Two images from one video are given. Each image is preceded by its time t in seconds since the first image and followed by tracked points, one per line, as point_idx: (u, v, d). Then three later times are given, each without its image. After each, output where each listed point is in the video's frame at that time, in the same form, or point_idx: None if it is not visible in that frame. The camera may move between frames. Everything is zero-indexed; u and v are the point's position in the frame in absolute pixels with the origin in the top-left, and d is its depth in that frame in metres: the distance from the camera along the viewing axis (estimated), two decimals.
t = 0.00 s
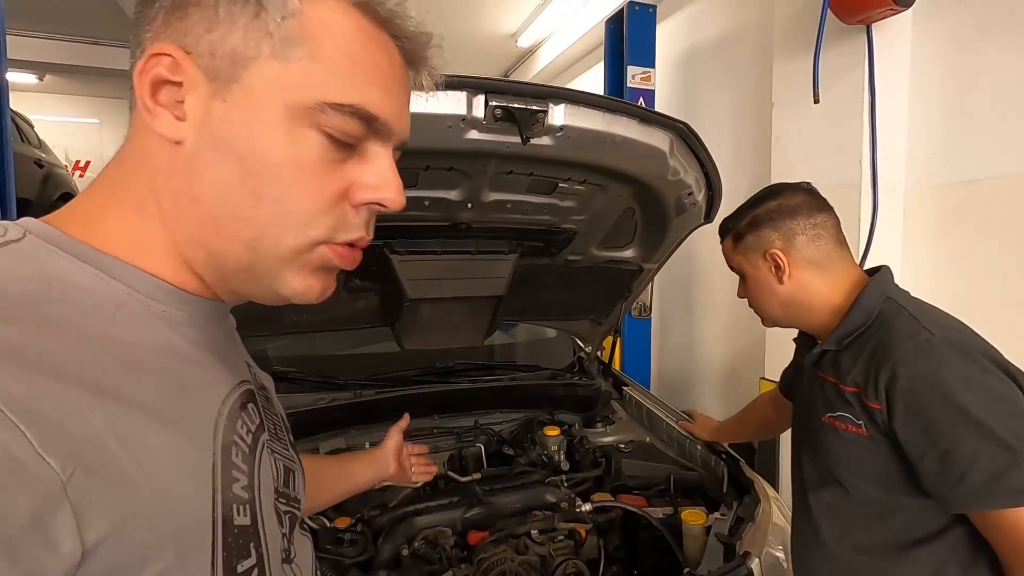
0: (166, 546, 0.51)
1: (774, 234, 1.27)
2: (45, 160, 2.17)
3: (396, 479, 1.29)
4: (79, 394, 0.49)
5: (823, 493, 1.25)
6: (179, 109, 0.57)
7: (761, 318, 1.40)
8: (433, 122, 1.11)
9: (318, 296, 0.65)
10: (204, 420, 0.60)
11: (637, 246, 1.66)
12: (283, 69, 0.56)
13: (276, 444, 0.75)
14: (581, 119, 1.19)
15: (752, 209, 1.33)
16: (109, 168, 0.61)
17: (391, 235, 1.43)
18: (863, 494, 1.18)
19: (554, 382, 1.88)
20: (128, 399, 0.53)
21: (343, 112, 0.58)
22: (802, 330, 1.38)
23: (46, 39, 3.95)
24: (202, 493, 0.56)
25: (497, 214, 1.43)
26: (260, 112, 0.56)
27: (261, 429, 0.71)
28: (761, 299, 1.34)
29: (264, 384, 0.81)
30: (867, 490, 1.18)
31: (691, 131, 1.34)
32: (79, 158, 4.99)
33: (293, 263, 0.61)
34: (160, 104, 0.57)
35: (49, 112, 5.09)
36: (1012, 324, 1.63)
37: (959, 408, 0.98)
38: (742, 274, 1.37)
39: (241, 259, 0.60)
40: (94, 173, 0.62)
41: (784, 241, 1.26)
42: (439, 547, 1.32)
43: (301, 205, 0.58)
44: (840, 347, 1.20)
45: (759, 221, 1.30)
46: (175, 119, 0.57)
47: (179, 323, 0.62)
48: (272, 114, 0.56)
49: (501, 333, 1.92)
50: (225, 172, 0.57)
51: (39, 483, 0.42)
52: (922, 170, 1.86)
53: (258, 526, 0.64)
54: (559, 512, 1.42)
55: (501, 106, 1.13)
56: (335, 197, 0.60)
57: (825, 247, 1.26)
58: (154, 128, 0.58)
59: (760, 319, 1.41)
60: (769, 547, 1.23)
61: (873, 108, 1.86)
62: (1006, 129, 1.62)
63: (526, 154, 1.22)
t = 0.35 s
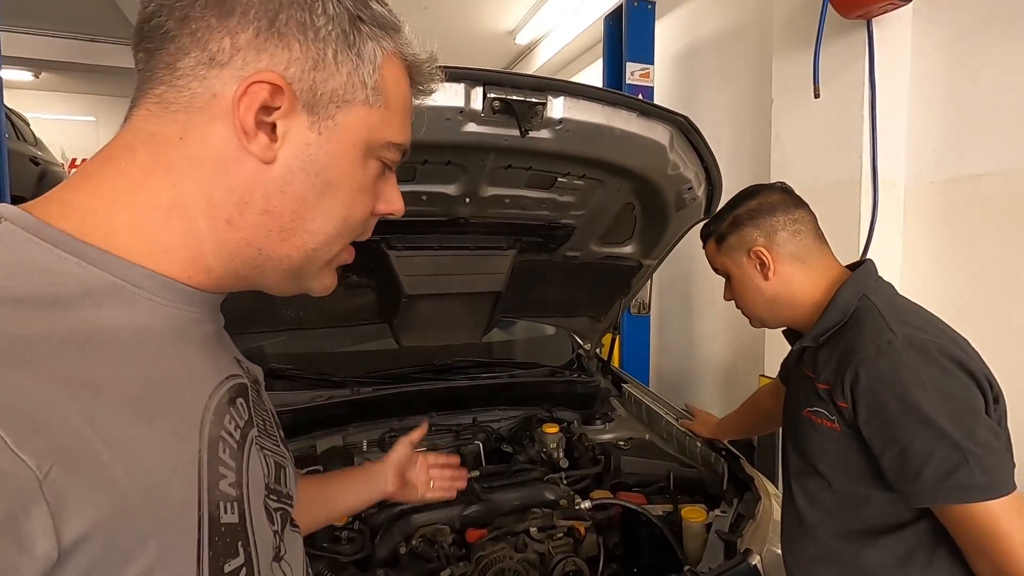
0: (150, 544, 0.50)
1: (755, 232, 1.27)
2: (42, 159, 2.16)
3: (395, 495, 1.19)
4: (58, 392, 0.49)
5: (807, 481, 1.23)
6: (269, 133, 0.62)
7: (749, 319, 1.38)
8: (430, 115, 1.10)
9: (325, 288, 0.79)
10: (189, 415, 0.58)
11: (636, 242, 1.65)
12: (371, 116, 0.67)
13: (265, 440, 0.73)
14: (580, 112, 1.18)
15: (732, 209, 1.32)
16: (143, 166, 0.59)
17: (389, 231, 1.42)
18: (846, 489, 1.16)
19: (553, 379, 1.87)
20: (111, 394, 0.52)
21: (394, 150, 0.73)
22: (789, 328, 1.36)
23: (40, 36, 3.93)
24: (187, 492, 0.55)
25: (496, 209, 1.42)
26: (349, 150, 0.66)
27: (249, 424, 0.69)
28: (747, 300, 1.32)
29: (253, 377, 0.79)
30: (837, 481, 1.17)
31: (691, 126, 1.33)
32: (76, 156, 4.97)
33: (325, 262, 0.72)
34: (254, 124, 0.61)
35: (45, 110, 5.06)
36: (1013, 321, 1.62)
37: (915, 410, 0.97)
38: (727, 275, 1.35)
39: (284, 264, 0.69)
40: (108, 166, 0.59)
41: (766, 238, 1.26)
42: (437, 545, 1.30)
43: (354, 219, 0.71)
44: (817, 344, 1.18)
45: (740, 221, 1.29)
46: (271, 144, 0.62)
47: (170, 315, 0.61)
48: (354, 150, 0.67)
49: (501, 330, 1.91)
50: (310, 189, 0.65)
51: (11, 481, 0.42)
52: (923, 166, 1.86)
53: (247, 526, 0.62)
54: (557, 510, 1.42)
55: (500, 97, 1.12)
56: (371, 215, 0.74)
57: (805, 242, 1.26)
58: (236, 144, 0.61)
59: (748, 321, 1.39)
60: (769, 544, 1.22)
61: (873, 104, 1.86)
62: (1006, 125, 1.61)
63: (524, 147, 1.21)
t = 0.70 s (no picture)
0: (132, 543, 0.51)
1: (759, 226, 1.26)
2: (38, 156, 2.15)
3: (386, 417, 1.28)
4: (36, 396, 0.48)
5: (815, 481, 1.23)
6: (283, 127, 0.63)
7: (753, 316, 1.36)
8: (426, 109, 1.09)
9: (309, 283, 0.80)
10: (173, 413, 0.58)
11: (634, 238, 1.64)
12: (373, 116, 0.70)
13: (252, 435, 0.73)
14: (577, 106, 1.17)
15: (734, 204, 1.32)
16: (150, 153, 0.58)
17: (386, 227, 1.41)
18: (859, 487, 1.15)
19: (551, 376, 1.87)
20: (94, 394, 0.52)
21: (384, 148, 0.75)
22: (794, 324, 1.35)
23: (37, 32, 3.91)
24: (170, 492, 0.55)
25: (493, 205, 1.41)
26: (354, 148, 0.68)
27: (235, 419, 0.69)
28: (752, 296, 1.31)
29: (240, 373, 0.79)
30: (851, 479, 1.16)
31: (691, 121, 1.32)
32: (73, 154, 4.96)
33: (316, 256, 0.74)
34: (270, 117, 0.62)
35: (42, 108, 5.05)
36: (1013, 316, 1.62)
37: (935, 402, 0.96)
38: (730, 272, 1.34)
39: (280, 258, 0.70)
40: (111, 151, 0.58)
41: (770, 232, 1.25)
42: (435, 542, 1.30)
43: (348, 214, 0.73)
44: (827, 338, 1.17)
45: (742, 216, 1.29)
46: (288, 139, 0.63)
47: (159, 309, 0.61)
48: (356, 148, 0.69)
49: (497, 328, 1.88)
50: (317, 184, 0.67)
51: None
52: (923, 161, 1.85)
53: (234, 522, 0.62)
54: (556, 506, 1.41)
55: (497, 91, 1.10)
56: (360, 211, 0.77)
57: (809, 236, 1.25)
58: (250, 136, 0.61)
59: (753, 318, 1.37)
60: (770, 540, 1.21)
61: (872, 99, 1.85)
62: (1005, 120, 1.60)
63: (521, 141, 1.20)
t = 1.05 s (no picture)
0: (127, 545, 0.51)
1: (766, 220, 1.26)
2: (32, 158, 2.14)
3: (384, 448, 1.25)
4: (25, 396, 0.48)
5: (816, 483, 1.24)
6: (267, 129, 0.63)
7: (756, 314, 1.36)
8: (420, 110, 1.09)
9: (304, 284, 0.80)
10: (169, 416, 0.58)
11: (630, 237, 1.64)
12: (358, 114, 0.70)
13: (247, 443, 0.72)
14: (572, 106, 1.17)
15: (740, 200, 1.33)
16: (137, 158, 0.58)
17: (381, 228, 1.40)
18: (860, 488, 1.16)
19: (548, 376, 1.86)
20: (86, 398, 0.51)
21: (372, 146, 0.75)
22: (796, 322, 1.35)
23: (28, 33, 3.89)
24: (168, 495, 0.55)
25: (489, 205, 1.40)
26: (341, 147, 0.69)
27: (231, 426, 0.69)
28: (757, 293, 1.30)
29: (234, 383, 0.79)
30: (854, 480, 1.16)
31: (685, 119, 1.32)
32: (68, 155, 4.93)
33: (306, 256, 0.73)
34: (255, 117, 0.61)
35: (35, 109, 5.02)
36: (1009, 314, 1.62)
37: (945, 403, 0.96)
38: (734, 269, 1.33)
39: (274, 258, 0.70)
40: (98, 159, 0.57)
41: (777, 226, 1.25)
42: (432, 543, 1.30)
43: (337, 212, 0.73)
44: (833, 337, 1.17)
45: (748, 210, 1.29)
46: (271, 140, 0.63)
47: (154, 313, 0.61)
48: (343, 146, 0.69)
49: (496, 328, 1.88)
50: (305, 182, 0.67)
51: None
52: (918, 159, 1.85)
53: (230, 528, 0.62)
54: (553, 507, 1.42)
55: (491, 91, 1.10)
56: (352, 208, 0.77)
57: (817, 232, 1.26)
58: (237, 137, 0.61)
59: (757, 316, 1.37)
60: (766, 540, 1.21)
61: (868, 98, 1.85)
62: (1001, 118, 1.61)
63: (517, 141, 1.20)
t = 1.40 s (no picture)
0: (112, 551, 0.50)
1: (766, 217, 1.26)
2: (28, 158, 2.13)
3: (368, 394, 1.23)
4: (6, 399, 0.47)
5: (809, 486, 1.23)
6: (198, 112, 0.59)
7: (752, 313, 1.35)
8: (412, 111, 1.08)
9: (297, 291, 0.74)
10: (153, 422, 0.58)
11: (627, 237, 1.63)
12: (309, 90, 0.63)
13: (233, 451, 0.72)
14: (566, 105, 1.16)
15: (738, 197, 1.32)
16: (85, 158, 0.58)
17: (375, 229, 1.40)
18: (852, 490, 1.15)
19: (545, 375, 1.86)
20: (66, 403, 0.51)
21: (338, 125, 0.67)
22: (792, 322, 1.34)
23: (25, 32, 3.87)
24: (152, 500, 0.54)
25: (484, 205, 1.40)
26: (290, 126, 0.62)
27: (215, 434, 0.68)
28: (754, 291, 1.29)
29: (217, 390, 0.78)
30: (848, 483, 1.15)
31: (680, 118, 1.31)
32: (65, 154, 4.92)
33: (278, 252, 0.67)
34: (179, 99, 0.59)
35: (31, 108, 5.00)
36: (1006, 313, 1.62)
37: (939, 407, 0.95)
38: (731, 266, 1.32)
39: (234, 256, 0.64)
40: (62, 157, 0.58)
41: (777, 223, 1.25)
42: (427, 546, 1.30)
43: (305, 200, 0.65)
44: (829, 339, 1.17)
45: (748, 206, 1.28)
46: (201, 121, 0.59)
47: (134, 321, 0.60)
48: (290, 125, 0.62)
49: (492, 326, 1.88)
50: (249, 165, 0.61)
51: None
52: (916, 157, 1.84)
53: (217, 533, 0.62)
54: (548, 508, 1.41)
55: (484, 91, 1.10)
56: (332, 202, 0.69)
57: (816, 231, 1.25)
58: (167, 125, 0.59)
59: (753, 316, 1.35)
60: (762, 541, 1.20)
61: (866, 95, 1.83)
62: (999, 115, 1.60)
63: (511, 141, 1.19)
